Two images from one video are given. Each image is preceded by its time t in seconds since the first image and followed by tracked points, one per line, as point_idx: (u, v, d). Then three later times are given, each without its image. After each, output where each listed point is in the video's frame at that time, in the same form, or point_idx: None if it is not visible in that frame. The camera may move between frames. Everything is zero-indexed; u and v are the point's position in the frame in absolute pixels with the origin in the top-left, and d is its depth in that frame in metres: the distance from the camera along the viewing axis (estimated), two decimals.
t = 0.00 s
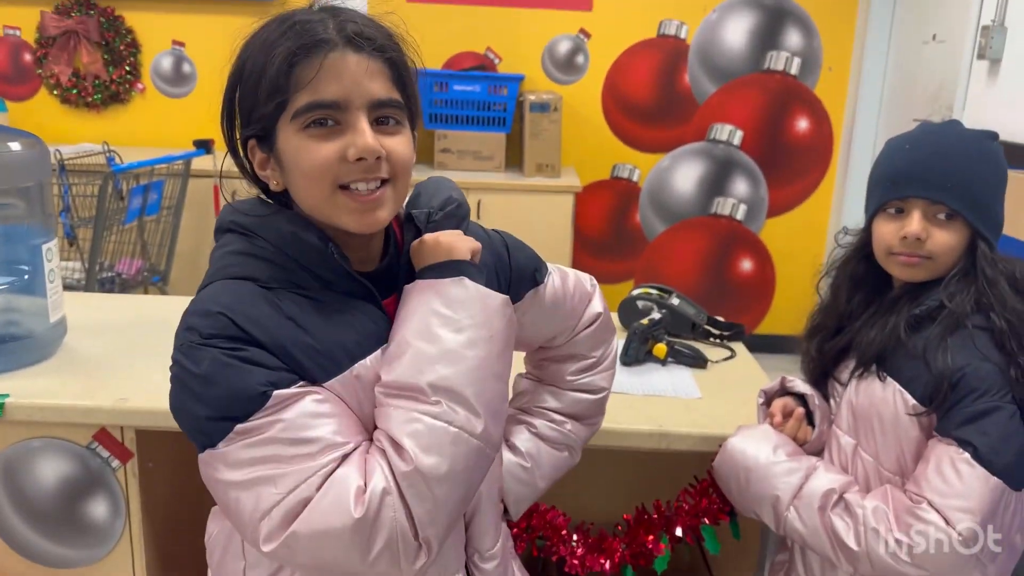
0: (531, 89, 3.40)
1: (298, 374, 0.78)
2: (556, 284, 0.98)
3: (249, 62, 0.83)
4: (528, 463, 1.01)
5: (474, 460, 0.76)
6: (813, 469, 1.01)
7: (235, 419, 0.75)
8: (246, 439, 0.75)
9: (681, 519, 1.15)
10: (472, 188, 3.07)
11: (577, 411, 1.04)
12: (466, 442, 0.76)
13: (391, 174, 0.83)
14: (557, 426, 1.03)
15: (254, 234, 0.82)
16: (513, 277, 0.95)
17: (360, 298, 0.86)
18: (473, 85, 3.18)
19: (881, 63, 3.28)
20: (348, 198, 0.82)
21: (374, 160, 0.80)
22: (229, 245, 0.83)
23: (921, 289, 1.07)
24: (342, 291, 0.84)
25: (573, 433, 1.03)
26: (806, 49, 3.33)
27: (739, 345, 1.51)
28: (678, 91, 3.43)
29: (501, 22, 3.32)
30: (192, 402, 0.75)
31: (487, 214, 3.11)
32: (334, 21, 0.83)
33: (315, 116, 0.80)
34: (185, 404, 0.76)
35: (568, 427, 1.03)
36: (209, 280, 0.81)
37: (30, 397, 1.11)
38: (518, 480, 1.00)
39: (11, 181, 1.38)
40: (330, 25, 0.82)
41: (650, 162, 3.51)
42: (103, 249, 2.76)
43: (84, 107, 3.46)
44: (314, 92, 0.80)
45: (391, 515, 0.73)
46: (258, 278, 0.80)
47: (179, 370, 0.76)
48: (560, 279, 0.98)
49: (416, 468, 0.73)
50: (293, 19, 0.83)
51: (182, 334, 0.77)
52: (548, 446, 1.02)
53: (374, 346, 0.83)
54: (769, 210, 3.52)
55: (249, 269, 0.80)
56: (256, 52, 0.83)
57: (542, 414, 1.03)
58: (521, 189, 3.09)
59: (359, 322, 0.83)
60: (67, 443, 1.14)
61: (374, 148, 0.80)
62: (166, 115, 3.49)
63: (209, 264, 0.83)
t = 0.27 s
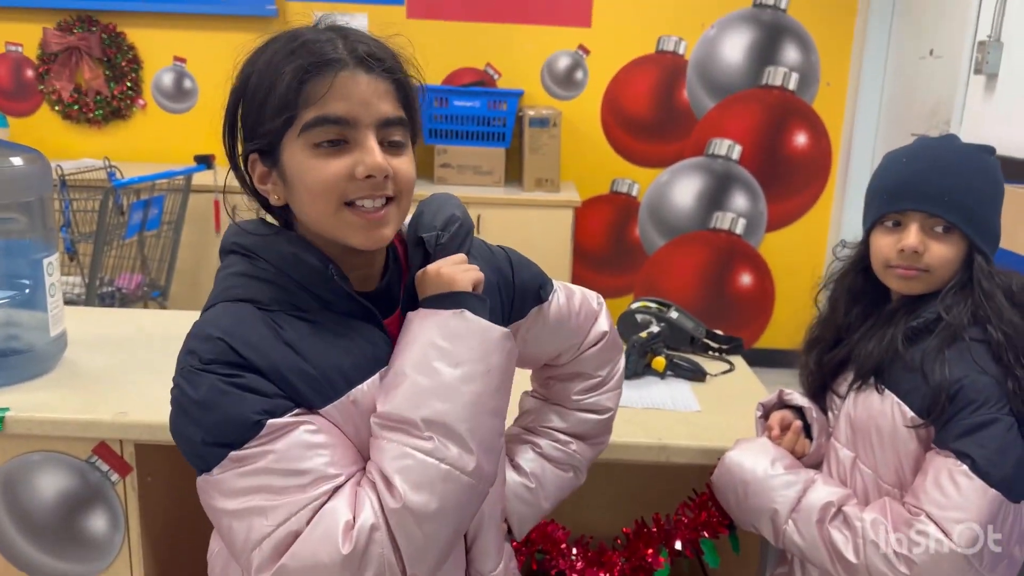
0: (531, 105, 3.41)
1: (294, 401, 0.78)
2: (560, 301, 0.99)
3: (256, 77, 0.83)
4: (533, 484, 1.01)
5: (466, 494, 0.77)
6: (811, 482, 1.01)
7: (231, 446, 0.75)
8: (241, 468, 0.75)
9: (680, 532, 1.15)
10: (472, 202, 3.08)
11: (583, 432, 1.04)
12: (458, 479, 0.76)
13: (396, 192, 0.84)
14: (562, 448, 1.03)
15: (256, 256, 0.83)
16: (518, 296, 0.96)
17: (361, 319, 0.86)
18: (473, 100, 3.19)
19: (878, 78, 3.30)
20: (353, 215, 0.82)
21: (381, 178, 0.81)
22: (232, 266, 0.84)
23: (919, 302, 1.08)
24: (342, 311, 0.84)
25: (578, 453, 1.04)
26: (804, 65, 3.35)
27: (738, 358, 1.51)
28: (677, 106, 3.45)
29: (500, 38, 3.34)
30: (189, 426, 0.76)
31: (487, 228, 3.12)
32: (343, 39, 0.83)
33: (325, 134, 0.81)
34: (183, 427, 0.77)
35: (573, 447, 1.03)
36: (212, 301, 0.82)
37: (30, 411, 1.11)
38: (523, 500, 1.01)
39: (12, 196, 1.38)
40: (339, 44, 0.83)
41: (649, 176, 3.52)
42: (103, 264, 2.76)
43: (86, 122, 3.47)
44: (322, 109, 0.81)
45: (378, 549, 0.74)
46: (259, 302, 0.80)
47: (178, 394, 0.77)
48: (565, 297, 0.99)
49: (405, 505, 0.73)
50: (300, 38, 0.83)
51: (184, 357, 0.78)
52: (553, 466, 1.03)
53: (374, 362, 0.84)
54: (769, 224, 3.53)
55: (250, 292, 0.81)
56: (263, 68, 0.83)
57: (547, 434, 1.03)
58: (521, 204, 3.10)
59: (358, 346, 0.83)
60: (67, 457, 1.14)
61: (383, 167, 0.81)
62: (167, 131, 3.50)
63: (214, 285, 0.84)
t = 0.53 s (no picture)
0: (534, 114, 3.42)
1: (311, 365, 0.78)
2: (584, 296, 0.99)
3: (273, 77, 0.83)
4: (557, 486, 1.00)
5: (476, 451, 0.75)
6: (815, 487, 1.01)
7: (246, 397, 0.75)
8: (257, 425, 0.75)
9: (684, 539, 1.15)
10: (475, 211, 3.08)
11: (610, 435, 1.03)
12: (465, 433, 0.74)
13: (411, 182, 0.85)
14: (588, 451, 1.02)
15: (278, 231, 0.84)
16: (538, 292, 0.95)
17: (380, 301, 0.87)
18: (476, 110, 3.21)
19: (880, 88, 3.31)
20: (370, 207, 0.83)
21: (396, 168, 0.82)
22: (258, 243, 0.86)
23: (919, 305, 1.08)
24: (361, 289, 0.85)
25: (606, 457, 1.02)
26: (805, 74, 3.36)
27: (740, 365, 1.52)
28: (679, 116, 3.46)
29: (503, 48, 3.36)
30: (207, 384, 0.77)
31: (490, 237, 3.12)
32: (353, 33, 0.84)
33: (340, 128, 0.82)
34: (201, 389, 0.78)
35: (600, 450, 1.02)
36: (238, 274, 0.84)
37: (35, 417, 1.11)
38: (545, 502, 1.00)
39: (18, 203, 1.39)
40: (349, 38, 0.83)
41: (652, 186, 3.53)
42: (107, 273, 2.77)
43: (90, 132, 3.49)
44: (336, 104, 0.81)
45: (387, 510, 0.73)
46: (280, 271, 0.82)
47: (198, 357, 0.78)
48: (588, 293, 0.99)
49: (411, 455, 0.72)
50: (312, 33, 0.84)
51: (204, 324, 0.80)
52: (579, 470, 1.02)
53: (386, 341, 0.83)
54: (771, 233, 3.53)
55: (272, 263, 0.82)
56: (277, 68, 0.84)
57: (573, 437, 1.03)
58: (524, 213, 3.11)
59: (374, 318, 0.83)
60: (71, 464, 1.14)
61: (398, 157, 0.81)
62: (171, 141, 3.52)
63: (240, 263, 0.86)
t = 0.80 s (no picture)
0: (538, 117, 3.43)
1: (324, 379, 0.78)
2: (582, 293, 1.03)
3: (285, 88, 0.89)
4: (558, 476, 1.00)
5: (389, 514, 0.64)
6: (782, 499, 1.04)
7: (260, 411, 0.73)
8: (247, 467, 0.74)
9: (688, 536, 1.16)
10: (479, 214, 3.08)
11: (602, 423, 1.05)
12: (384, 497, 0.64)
13: (399, 183, 0.85)
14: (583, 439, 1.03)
15: (301, 240, 0.85)
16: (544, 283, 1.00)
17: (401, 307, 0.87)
18: (480, 113, 3.21)
19: (885, 89, 3.30)
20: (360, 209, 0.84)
21: (375, 169, 0.83)
22: (280, 249, 0.86)
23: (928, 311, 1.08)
24: (384, 296, 0.86)
25: (599, 445, 1.04)
26: (810, 77, 3.36)
27: (743, 368, 1.51)
28: (683, 119, 3.46)
29: (506, 51, 3.36)
30: (222, 402, 0.75)
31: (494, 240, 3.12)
32: (341, 38, 0.86)
33: (329, 130, 0.85)
34: (217, 405, 0.76)
35: (594, 439, 1.04)
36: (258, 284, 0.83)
37: (40, 419, 1.12)
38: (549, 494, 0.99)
39: (22, 206, 1.39)
40: (342, 40, 0.86)
41: (656, 189, 3.52)
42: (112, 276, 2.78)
43: (96, 135, 3.50)
44: (323, 108, 0.85)
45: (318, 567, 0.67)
46: (303, 279, 0.82)
47: (216, 373, 0.77)
48: (586, 290, 1.03)
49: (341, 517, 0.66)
50: (322, 40, 0.89)
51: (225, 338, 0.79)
52: (575, 458, 1.03)
53: (407, 352, 0.83)
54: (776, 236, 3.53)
55: (295, 270, 0.82)
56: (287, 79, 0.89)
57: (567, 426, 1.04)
58: (528, 216, 3.11)
59: (393, 327, 0.83)
60: (75, 467, 1.14)
61: (374, 157, 0.82)
62: (176, 144, 3.53)
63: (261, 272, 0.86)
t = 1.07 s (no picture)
0: (540, 118, 3.43)
1: (332, 390, 0.77)
2: (575, 286, 1.06)
3: (282, 95, 0.89)
4: (561, 469, 1.02)
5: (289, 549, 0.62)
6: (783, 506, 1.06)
7: (264, 413, 0.72)
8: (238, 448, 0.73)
9: (689, 537, 1.16)
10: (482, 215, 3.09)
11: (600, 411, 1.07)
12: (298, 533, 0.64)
13: (407, 187, 0.86)
14: (582, 428, 1.05)
15: (303, 246, 0.85)
16: (541, 279, 1.02)
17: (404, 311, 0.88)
18: (483, 114, 3.21)
19: (888, 85, 3.26)
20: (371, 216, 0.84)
21: (383, 174, 0.83)
22: (281, 258, 0.85)
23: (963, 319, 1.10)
24: (389, 300, 0.86)
25: (600, 434, 1.06)
26: (813, 77, 3.36)
27: (745, 369, 1.51)
28: (685, 119, 3.46)
29: (509, 52, 3.37)
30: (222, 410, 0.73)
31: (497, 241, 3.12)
32: (340, 44, 0.87)
33: (333, 137, 0.84)
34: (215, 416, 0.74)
35: (594, 429, 1.06)
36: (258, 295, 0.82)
37: (43, 421, 1.12)
38: (555, 487, 1.01)
39: (25, 208, 1.40)
40: (343, 47, 0.86)
41: (659, 189, 3.52)
42: (115, 277, 2.79)
43: (99, 137, 3.51)
44: (327, 115, 0.84)
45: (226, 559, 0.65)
46: (307, 284, 0.82)
47: (215, 384, 0.75)
48: (579, 283, 1.06)
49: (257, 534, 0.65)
50: (319, 46, 0.88)
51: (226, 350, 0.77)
52: (578, 449, 1.05)
53: (414, 360, 0.84)
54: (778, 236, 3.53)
55: (299, 276, 0.82)
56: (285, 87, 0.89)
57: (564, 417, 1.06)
58: (531, 216, 3.11)
59: (400, 332, 0.84)
60: (78, 468, 1.15)
61: (383, 162, 0.83)
62: (180, 145, 3.54)
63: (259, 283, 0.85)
